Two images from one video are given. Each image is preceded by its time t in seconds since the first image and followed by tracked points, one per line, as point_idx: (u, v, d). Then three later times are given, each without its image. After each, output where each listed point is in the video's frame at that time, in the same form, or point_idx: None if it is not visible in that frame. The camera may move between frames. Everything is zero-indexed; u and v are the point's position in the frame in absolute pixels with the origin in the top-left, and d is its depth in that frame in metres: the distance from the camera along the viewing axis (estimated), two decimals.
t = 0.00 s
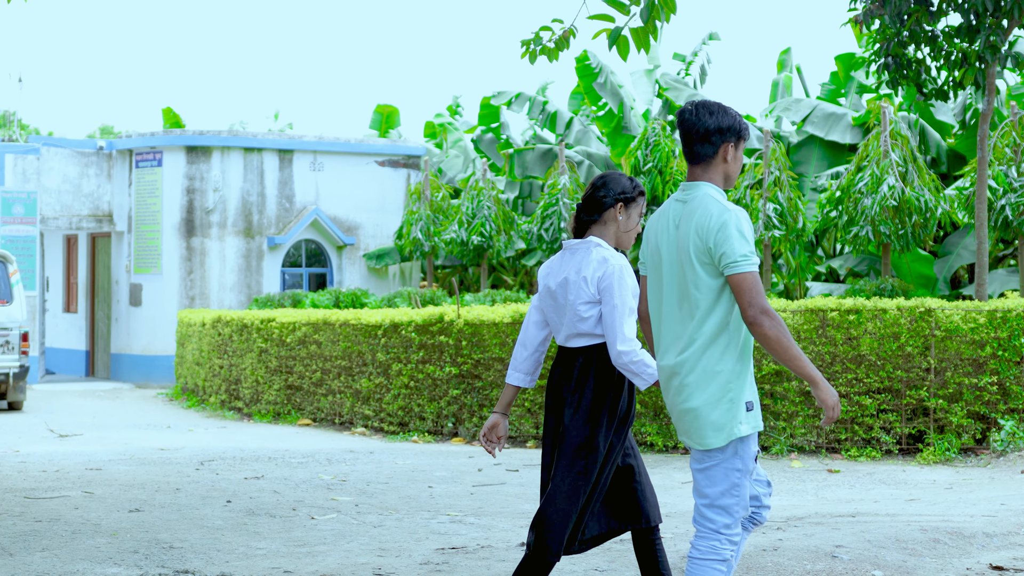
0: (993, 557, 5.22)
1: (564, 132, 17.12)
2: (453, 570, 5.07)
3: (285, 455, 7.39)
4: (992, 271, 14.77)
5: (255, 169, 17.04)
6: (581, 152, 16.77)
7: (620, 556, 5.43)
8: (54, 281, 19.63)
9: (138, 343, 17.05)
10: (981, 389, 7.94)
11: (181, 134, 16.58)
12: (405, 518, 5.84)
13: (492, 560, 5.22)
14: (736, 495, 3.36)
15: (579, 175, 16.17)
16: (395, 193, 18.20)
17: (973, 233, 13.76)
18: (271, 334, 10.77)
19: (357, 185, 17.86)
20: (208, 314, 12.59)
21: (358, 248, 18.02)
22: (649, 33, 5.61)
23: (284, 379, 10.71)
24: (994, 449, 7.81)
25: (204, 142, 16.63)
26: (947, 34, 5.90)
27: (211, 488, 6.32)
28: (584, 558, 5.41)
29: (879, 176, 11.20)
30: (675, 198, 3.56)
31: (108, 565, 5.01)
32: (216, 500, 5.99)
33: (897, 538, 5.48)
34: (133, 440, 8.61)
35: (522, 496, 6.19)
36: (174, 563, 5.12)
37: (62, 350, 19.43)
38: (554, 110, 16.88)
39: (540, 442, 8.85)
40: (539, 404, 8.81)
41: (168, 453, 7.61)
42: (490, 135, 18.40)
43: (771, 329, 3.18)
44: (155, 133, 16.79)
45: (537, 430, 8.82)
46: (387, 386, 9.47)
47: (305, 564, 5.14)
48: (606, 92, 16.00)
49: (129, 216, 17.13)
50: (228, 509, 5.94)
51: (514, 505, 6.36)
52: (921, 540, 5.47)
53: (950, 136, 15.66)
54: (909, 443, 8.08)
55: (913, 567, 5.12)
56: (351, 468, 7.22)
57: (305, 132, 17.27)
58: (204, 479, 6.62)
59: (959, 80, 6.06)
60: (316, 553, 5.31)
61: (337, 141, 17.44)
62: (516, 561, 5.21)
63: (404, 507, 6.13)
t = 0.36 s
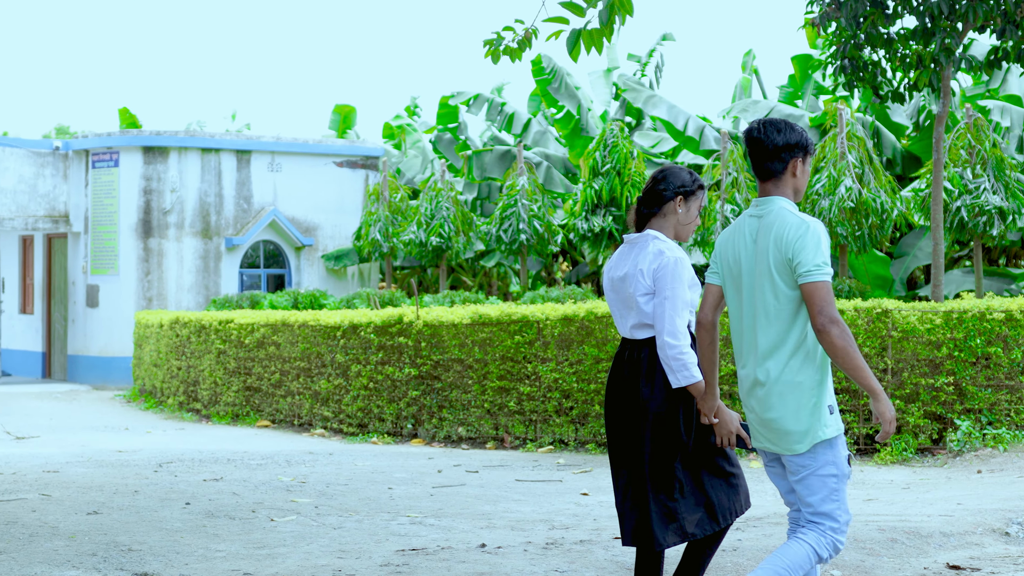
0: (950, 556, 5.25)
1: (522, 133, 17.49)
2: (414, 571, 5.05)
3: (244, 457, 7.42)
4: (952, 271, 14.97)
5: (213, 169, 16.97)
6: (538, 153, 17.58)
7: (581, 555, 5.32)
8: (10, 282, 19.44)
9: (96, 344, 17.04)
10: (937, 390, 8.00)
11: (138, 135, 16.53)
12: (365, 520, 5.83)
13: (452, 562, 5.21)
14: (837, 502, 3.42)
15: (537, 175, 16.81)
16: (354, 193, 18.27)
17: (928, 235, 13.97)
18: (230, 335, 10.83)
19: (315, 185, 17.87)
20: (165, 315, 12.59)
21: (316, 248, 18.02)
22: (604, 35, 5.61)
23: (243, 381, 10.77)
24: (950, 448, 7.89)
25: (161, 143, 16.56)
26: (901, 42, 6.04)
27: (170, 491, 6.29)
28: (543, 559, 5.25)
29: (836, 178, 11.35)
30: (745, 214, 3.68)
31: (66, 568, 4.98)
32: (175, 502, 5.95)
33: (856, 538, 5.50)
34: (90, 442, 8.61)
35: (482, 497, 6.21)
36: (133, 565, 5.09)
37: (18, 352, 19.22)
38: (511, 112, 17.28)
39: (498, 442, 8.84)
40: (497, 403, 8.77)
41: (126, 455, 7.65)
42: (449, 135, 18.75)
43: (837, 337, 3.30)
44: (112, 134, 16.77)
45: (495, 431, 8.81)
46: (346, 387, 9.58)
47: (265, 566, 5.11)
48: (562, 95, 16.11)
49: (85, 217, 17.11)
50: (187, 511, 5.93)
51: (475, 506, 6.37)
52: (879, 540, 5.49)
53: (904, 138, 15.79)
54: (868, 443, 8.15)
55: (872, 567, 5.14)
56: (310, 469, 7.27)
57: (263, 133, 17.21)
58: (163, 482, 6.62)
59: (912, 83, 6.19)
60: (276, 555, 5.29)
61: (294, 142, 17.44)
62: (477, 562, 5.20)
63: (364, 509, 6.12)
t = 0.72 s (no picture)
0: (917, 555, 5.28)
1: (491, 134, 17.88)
2: (383, 571, 5.04)
3: (211, 457, 7.42)
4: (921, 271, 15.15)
5: (181, 169, 16.91)
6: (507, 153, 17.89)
7: (550, 555, 5.32)
8: None
9: (63, 344, 17.01)
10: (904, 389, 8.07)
11: (105, 134, 16.52)
12: (334, 520, 5.82)
13: (421, 562, 5.20)
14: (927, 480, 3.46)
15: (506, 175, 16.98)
16: (322, 194, 18.30)
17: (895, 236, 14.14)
18: (199, 335, 10.81)
19: (283, 185, 17.80)
20: (133, 316, 12.55)
21: (286, 248, 17.97)
22: (575, 36, 5.61)
23: (211, 381, 10.76)
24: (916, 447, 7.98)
25: (128, 141, 16.56)
26: (868, 41, 6.07)
27: (138, 492, 6.27)
28: (512, 559, 5.25)
29: (804, 178, 11.42)
30: (820, 212, 3.68)
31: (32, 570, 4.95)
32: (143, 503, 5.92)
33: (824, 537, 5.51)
34: (56, 442, 8.59)
35: (451, 497, 6.24)
36: (101, 566, 5.07)
37: None
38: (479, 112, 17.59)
39: (467, 443, 8.85)
40: (467, 404, 8.78)
41: (93, 456, 7.65)
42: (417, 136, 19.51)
43: (885, 337, 3.31)
44: (80, 133, 16.74)
45: (465, 431, 8.81)
46: (315, 387, 9.58)
47: (235, 567, 5.09)
48: (532, 95, 16.66)
49: (53, 217, 17.06)
50: (155, 512, 5.90)
51: (444, 506, 6.38)
52: (847, 539, 5.51)
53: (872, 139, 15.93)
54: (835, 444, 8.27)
55: (839, 567, 5.15)
56: (279, 470, 7.31)
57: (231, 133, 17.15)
58: (131, 483, 6.61)
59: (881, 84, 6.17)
60: (244, 556, 5.27)
61: (264, 141, 17.35)
62: (447, 563, 5.19)
63: (333, 509, 6.12)
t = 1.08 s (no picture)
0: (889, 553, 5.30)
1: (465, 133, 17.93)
2: (356, 571, 5.02)
3: (183, 458, 7.46)
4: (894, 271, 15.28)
5: (153, 168, 17.04)
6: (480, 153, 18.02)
7: (523, 555, 5.30)
8: None
9: (35, 345, 17.09)
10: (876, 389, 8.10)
11: (77, 133, 16.59)
12: (307, 521, 5.81)
13: (394, 562, 5.17)
14: (973, 473, 3.64)
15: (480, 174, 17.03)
16: (295, 193, 18.41)
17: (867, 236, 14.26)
18: (171, 335, 10.78)
19: (257, 185, 17.97)
20: (106, 315, 12.50)
21: (257, 248, 18.14)
22: (547, 37, 5.62)
23: (184, 381, 10.73)
24: (889, 448, 8.03)
25: (101, 140, 16.65)
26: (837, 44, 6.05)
27: (110, 493, 6.25)
28: (485, 559, 5.24)
29: (776, 179, 11.37)
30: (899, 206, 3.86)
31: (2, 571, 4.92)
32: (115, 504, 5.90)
33: (797, 536, 5.51)
34: (27, 443, 8.59)
35: (425, 497, 6.26)
36: (72, 567, 5.04)
37: None
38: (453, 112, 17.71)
39: (441, 442, 8.86)
40: (440, 404, 8.80)
41: (65, 456, 7.69)
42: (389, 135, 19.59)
43: (1008, 328, 3.54)
44: (51, 133, 16.81)
45: (438, 431, 8.83)
46: (288, 387, 9.58)
47: (207, 568, 5.06)
48: (506, 92, 16.93)
49: (25, 216, 17.16)
50: (128, 513, 5.88)
51: (417, 507, 6.38)
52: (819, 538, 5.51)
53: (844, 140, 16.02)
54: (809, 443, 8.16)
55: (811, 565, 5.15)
56: (252, 470, 7.36)
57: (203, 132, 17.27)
58: (103, 483, 6.61)
59: (850, 85, 6.23)
60: (217, 557, 5.24)
61: (236, 141, 17.49)
62: (420, 563, 5.17)
63: (306, 509, 6.12)
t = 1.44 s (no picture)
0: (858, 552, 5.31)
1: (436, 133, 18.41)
2: (327, 571, 4.98)
3: (154, 459, 7.51)
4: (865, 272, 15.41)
5: (123, 168, 17.54)
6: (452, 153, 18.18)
7: (494, 555, 5.27)
8: None
9: (6, 345, 17.53)
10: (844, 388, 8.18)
11: (47, 133, 16.99)
12: (278, 522, 5.80)
13: (365, 562, 5.13)
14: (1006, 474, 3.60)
15: (450, 174, 17.30)
16: (266, 193, 19.06)
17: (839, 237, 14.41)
18: (141, 335, 10.74)
19: (227, 185, 18.63)
20: (75, 316, 12.46)
21: (229, 248, 18.82)
22: (518, 35, 5.67)
23: (154, 382, 10.69)
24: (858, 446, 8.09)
25: (71, 140, 17.03)
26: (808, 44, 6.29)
27: (80, 495, 6.24)
28: (456, 559, 5.20)
29: (747, 179, 11.97)
30: (940, 218, 3.86)
31: None
32: (85, 506, 5.88)
33: (768, 536, 5.51)
34: None
35: (396, 497, 6.31)
36: (40, 569, 5.00)
37: None
38: (424, 111, 18.07)
39: (412, 443, 8.86)
40: (412, 404, 8.78)
41: (35, 457, 7.76)
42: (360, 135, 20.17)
43: None
44: (20, 133, 17.17)
45: (409, 431, 8.82)
46: (259, 388, 9.57)
47: (176, 569, 5.02)
48: (476, 92, 17.17)
49: None
50: (97, 514, 5.86)
51: (388, 507, 6.41)
52: (789, 537, 5.51)
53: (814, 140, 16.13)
54: (779, 442, 8.22)
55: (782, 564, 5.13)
56: (222, 470, 7.45)
57: (175, 132, 17.83)
58: (73, 484, 6.63)
59: (823, 88, 6.56)
60: (187, 558, 5.19)
61: (206, 141, 18.08)
62: (391, 563, 5.13)
63: (277, 510, 6.13)
